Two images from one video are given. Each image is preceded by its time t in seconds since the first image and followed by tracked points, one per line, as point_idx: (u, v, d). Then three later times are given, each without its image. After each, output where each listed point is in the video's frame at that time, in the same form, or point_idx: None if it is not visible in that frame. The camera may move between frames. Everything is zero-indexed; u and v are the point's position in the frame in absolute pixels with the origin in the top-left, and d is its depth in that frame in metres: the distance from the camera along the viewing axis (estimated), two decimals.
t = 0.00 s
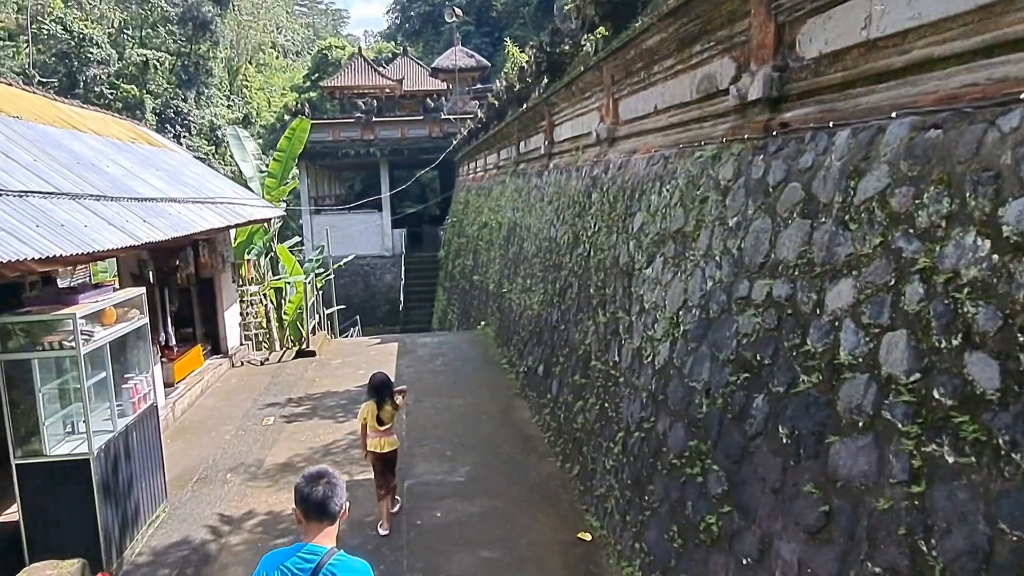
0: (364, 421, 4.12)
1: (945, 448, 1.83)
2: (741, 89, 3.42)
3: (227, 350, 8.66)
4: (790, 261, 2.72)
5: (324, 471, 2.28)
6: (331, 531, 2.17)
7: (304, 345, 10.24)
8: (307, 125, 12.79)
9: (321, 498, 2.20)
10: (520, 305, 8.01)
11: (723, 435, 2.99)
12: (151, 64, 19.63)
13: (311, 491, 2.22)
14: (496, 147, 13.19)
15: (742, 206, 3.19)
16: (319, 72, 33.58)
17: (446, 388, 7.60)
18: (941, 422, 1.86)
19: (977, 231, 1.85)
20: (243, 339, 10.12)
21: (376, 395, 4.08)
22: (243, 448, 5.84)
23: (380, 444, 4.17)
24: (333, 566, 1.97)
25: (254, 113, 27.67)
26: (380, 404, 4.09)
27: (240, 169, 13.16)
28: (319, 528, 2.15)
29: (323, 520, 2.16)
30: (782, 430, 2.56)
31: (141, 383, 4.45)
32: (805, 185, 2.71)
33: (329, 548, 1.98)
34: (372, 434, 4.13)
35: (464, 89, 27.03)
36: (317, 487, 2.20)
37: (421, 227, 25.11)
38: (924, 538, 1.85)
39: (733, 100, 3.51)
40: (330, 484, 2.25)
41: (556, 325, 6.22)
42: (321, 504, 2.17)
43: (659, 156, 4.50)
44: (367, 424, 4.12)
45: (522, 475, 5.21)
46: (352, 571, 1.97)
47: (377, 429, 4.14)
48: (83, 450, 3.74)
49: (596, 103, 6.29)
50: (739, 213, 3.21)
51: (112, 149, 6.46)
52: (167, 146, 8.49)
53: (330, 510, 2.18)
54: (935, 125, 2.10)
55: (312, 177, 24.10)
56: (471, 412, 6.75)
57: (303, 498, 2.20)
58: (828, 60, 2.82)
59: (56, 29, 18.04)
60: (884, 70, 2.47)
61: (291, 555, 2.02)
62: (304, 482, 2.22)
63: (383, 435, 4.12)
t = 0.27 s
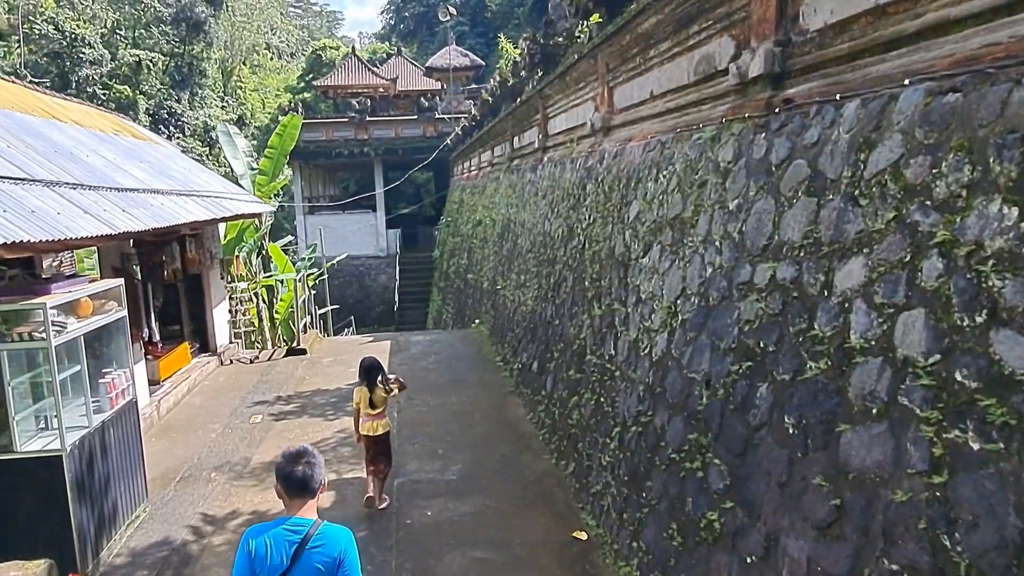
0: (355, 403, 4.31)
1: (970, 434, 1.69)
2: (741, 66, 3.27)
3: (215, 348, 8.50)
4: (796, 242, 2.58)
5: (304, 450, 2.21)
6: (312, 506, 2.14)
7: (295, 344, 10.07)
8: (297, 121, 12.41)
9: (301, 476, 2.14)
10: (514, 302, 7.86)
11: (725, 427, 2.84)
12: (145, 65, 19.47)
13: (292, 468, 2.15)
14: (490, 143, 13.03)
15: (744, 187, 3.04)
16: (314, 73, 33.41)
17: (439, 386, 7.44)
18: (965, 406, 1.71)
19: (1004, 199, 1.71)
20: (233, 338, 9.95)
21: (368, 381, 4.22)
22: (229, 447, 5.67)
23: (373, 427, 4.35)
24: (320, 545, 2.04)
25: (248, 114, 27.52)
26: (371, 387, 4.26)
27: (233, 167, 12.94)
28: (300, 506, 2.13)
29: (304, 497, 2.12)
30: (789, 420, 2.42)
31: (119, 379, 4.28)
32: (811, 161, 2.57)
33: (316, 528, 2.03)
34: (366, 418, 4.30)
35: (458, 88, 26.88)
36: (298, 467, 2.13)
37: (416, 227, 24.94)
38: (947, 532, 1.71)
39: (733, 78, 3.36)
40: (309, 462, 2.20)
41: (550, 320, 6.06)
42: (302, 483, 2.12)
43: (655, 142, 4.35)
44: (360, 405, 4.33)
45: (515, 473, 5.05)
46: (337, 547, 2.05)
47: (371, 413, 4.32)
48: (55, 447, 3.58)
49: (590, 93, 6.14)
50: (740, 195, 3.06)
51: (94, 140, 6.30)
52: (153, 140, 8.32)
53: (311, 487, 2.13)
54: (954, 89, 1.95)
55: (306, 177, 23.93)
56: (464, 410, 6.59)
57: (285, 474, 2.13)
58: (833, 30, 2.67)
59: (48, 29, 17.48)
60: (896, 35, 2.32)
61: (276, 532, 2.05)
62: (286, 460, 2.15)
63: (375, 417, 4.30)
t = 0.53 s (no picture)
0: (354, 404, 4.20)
1: (1004, 440, 1.58)
2: (746, 59, 3.16)
3: (209, 355, 8.37)
4: (808, 239, 2.47)
5: (321, 432, 2.37)
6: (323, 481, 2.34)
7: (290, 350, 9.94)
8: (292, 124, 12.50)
9: (315, 455, 2.32)
10: (513, 306, 7.74)
11: (735, 434, 2.72)
12: (139, 72, 19.42)
13: (306, 448, 2.33)
14: (487, 147, 12.92)
15: (751, 183, 2.92)
16: (309, 78, 33.35)
17: (437, 392, 7.32)
18: (997, 409, 1.60)
19: None
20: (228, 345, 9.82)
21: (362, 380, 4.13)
22: (222, 456, 5.55)
23: (372, 426, 4.26)
24: (326, 517, 2.26)
25: (243, 121, 27.44)
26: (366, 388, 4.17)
27: (227, 171, 12.78)
28: (311, 482, 2.32)
29: (318, 476, 2.30)
30: (804, 426, 2.30)
31: (105, 388, 4.16)
32: (823, 154, 2.46)
33: (324, 503, 2.25)
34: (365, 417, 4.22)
35: (454, 92, 26.78)
36: (312, 447, 2.31)
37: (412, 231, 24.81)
38: (982, 547, 1.60)
39: (737, 72, 3.25)
40: (325, 443, 2.37)
41: (549, 324, 5.94)
42: (318, 463, 2.31)
43: (656, 140, 4.24)
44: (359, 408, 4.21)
45: (515, 481, 4.92)
46: (340, 520, 2.28)
47: (368, 412, 4.23)
48: (37, 460, 3.46)
49: (588, 93, 6.04)
50: (747, 192, 2.94)
51: (82, 145, 6.18)
52: (144, 145, 8.20)
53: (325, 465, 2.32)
54: (980, 74, 1.84)
55: (301, 182, 23.80)
56: (462, 416, 6.46)
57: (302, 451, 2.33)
58: (844, 18, 2.56)
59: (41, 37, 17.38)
60: (913, 21, 2.21)
61: (289, 503, 2.27)
62: (303, 442, 2.32)
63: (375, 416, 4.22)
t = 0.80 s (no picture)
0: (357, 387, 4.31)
1: None
2: (756, 43, 3.04)
3: (200, 355, 8.21)
4: (826, 226, 2.34)
5: (327, 401, 2.35)
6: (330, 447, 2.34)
7: (284, 351, 9.79)
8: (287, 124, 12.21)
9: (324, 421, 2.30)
10: (510, 306, 7.61)
11: (748, 432, 2.59)
12: (135, 74, 19.25)
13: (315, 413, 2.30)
14: (483, 147, 12.80)
15: (763, 170, 2.80)
16: (304, 81, 33.20)
17: (433, 394, 7.18)
18: None
19: None
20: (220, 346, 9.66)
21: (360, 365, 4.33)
22: (213, 458, 5.39)
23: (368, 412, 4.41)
24: (337, 483, 2.28)
25: (238, 123, 27.27)
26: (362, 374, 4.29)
27: (222, 172, 12.60)
28: (320, 447, 2.31)
29: (327, 443, 2.31)
30: (825, 422, 2.18)
31: (92, 385, 4.01)
32: (842, 137, 2.34)
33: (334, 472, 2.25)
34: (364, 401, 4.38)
35: (450, 95, 26.66)
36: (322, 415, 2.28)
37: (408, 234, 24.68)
38: None
39: (746, 57, 3.13)
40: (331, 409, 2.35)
41: (548, 323, 5.81)
42: (327, 432, 2.30)
43: (659, 132, 4.11)
44: (359, 390, 4.34)
45: (514, 483, 4.79)
46: (351, 484, 2.30)
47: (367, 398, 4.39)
48: (19, 459, 3.30)
49: (587, 87, 5.91)
50: (759, 179, 2.82)
51: (71, 139, 6.03)
52: (135, 141, 8.05)
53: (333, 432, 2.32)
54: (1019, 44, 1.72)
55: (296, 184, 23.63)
56: (458, 418, 6.32)
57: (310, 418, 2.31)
58: None
59: (38, 39, 17.12)
60: None
61: (299, 470, 2.27)
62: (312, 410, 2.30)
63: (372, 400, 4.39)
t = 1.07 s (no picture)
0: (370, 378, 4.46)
1: None
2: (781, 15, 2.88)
3: (200, 357, 8.06)
4: (866, 202, 2.18)
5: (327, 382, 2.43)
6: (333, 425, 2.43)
7: (286, 352, 9.64)
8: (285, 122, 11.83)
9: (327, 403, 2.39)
10: (517, 303, 7.45)
11: (781, 425, 2.43)
12: (133, 77, 19.15)
13: (318, 395, 2.39)
14: (487, 144, 12.63)
15: (792, 148, 2.64)
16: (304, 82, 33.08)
17: (439, 393, 7.02)
18: None
19: None
20: (222, 348, 9.51)
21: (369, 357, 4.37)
22: (213, 461, 5.24)
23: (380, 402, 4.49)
24: (342, 460, 2.40)
25: (238, 126, 27.15)
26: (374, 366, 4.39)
27: (222, 172, 12.38)
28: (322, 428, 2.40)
29: (331, 423, 2.41)
30: (869, 412, 2.01)
31: (85, 386, 3.85)
32: (882, 107, 2.18)
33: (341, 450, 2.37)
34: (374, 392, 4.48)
35: (451, 94, 26.50)
36: (326, 396, 2.37)
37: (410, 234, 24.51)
38: None
39: (770, 31, 2.97)
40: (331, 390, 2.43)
41: (558, 319, 5.65)
42: (329, 411, 2.39)
43: (675, 117, 3.96)
44: (369, 381, 4.48)
45: (525, 483, 4.63)
46: (355, 460, 2.43)
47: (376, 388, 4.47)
48: (6, 463, 3.14)
49: (596, 77, 5.75)
50: (788, 158, 2.66)
51: (65, 134, 5.89)
52: (132, 138, 7.90)
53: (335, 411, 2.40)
54: None
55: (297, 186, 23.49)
56: (466, 417, 6.16)
57: (312, 399, 2.38)
58: None
59: (35, 43, 17.02)
60: None
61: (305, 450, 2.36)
62: (314, 392, 2.37)
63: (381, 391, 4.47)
